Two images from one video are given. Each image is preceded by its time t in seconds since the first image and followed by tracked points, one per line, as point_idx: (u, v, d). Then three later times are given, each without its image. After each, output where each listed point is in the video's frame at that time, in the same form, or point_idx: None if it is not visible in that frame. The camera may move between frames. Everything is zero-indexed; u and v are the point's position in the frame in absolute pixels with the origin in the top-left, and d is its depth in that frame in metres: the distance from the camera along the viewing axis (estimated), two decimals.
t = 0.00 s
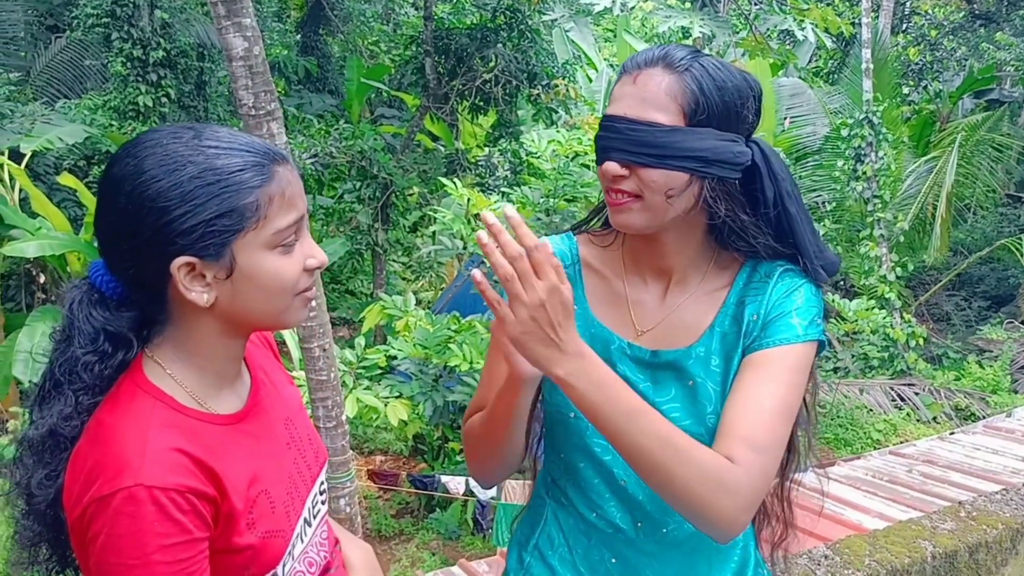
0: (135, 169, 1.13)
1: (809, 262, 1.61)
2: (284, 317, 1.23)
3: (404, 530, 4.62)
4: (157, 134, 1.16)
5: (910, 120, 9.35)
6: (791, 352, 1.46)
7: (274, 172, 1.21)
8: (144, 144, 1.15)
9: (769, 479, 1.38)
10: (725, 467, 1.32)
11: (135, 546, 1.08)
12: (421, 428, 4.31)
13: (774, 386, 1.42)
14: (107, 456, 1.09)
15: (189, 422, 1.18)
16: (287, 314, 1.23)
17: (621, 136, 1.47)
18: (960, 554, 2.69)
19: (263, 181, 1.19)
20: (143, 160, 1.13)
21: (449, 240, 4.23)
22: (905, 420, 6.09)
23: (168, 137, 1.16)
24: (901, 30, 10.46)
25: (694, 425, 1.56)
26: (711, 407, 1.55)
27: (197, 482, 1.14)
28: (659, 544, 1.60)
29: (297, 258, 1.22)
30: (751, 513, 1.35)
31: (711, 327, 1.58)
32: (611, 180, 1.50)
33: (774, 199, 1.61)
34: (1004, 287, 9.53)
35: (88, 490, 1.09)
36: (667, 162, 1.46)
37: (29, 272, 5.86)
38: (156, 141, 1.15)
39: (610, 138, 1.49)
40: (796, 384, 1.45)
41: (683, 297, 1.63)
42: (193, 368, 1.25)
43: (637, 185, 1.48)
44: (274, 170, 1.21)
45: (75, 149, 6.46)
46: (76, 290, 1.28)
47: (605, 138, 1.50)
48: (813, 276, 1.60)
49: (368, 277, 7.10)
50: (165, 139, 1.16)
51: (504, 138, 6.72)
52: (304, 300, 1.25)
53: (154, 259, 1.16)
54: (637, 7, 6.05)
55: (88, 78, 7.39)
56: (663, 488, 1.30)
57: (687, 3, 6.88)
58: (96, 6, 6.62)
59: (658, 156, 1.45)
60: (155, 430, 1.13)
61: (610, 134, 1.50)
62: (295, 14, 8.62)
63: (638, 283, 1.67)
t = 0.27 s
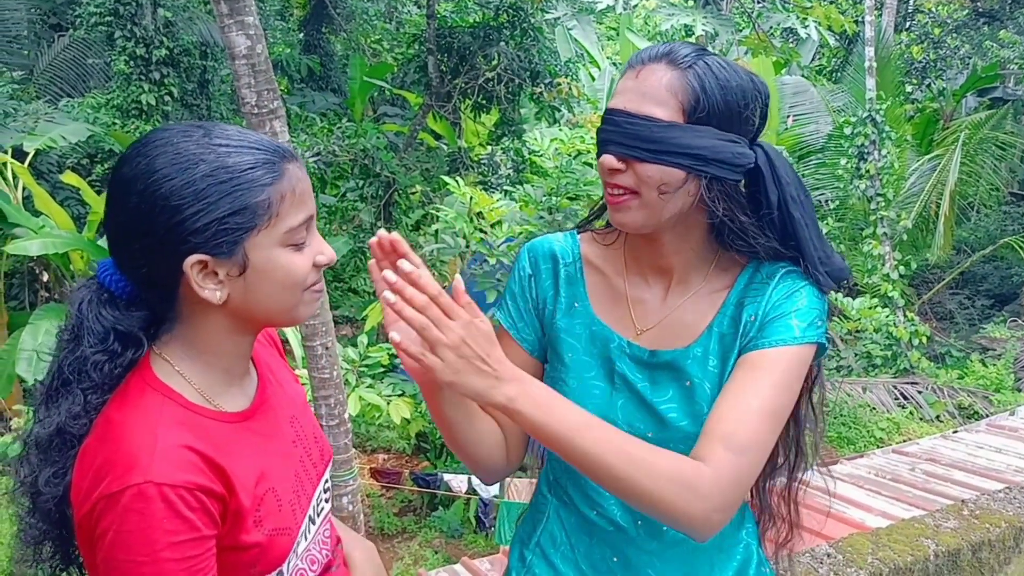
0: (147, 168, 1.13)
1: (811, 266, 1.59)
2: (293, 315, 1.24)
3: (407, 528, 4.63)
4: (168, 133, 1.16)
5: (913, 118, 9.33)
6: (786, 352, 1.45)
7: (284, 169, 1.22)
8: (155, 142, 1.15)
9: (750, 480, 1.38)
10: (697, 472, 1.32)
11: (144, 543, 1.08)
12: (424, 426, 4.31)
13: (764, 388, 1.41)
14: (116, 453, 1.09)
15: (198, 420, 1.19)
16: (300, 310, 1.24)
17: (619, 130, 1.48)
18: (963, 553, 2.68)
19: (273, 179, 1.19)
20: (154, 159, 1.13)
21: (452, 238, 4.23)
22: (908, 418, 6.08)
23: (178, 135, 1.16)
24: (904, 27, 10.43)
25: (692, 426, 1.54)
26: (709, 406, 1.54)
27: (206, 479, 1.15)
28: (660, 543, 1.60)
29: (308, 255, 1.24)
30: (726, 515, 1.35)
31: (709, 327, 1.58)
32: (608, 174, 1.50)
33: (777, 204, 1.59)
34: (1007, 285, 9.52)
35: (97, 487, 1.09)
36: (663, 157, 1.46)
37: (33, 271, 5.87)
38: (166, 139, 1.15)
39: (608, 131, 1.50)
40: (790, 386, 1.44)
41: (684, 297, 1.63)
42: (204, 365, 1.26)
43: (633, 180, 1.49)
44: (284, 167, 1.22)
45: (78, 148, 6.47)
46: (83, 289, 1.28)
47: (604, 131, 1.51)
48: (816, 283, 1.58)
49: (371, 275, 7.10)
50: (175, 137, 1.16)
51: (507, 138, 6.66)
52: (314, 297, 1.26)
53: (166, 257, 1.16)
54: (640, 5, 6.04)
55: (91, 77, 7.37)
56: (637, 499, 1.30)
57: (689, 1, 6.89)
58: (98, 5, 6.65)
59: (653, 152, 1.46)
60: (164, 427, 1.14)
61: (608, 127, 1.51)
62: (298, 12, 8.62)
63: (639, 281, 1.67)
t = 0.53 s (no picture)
0: (176, 178, 1.14)
1: (815, 266, 1.58)
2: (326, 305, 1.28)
3: (409, 526, 4.63)
4: (192, 141, 1.17)
5: (915, 116, 9.32)
6: (789, 352, 1.45)
7: (307, 164, 1.24)
8: (181, 150, 1.16)
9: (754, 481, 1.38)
10: (701, 474, 1.33)
11: (197, 536, 1.10)
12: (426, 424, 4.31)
13: (766, 388, 1.41)
14: (175, 444, 1.12)
15: (244, 418, 1.22)
16: (338, 299, 1.28)
17: (619, 127, 1.48)
18: (964, 551, 2.68)
19: (300, 175, 1.22)
20: (183, 168, 1.15)
21: (454, 236, 4.23)
22: (910, 416, 6.08)
23: (202, 142, 1.17)
24: (907, 25, 10.40)
25: (694, 426, 1.55)
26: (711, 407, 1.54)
27: (255, 477, 1.18)
28: (662, 542, 1.60)
29: (341, 245, 1.27)
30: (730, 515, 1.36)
31: (710, 328, 1.58)
32: (609, 170, 1.51)
33: (779, 203, 1.58)
34: (1009, 283, 9.51)
35: (147, 479, 1.11)
36: (665, 155, 1.45)
37: (34, 269, 5.87)
38: (192, 146, 1.16)
39: (608, 128, 1.50)
40: (791, 385, 1.43)
41: (686, 297, 1.63)
42: (242, 363, 1.28)
43: (635, 176, 1.49)
44: (307, 163, 1.24)
45: (80, 146, 6.48)
46: (116, 305, 1.29)
47: (604, 128, 1.51)
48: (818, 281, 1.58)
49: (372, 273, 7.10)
50: (199, 144, 1.17)
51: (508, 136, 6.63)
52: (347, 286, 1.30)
53: (208, 263, 1.18)
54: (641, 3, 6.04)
55: (93, 75, 7.32)
56: (641, 500, 1.31)
57: None
58: (100, 4, 6.70)
59: (654, 149, 1.45)
60: (217, 422, 1.16)
61: (608, 124, 1.51)
62: (299, 10, 8.61)
63: (640, 281, 1.67)
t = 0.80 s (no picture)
0: (245, 180, 1.18)
1: (817, 268, 1.58)
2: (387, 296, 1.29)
3: (410, 526, 4.62)
4: (257, 144, 1.20)
5: (916, 115, 9.30)
6: (793, 357, 1.45)
7: (368, 164, 1.28)
8: (251, 151, 1.20)
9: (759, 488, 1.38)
10: (711, 478, 1.33)
11: (282, 517, 1.10)
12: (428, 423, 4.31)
13: (773, 393, 1.41)
14: (255, 428, 1.12)
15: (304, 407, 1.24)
16: (397, 296, 1.30)
17: (625, 128, 1.49)
18: (965, 550, 2.68)
19: (363, 176, 1.26)
20: (253, 170, 1.18)
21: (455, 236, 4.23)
22: (912, 415, 6.07)
23: (270, 144, 1.21)
24: (908, 24, 10.39)
25: (696, 429, 1.55)
26: (713, 410, 1.54)
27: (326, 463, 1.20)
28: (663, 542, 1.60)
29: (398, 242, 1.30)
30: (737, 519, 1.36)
31: (713, 330, 1.58)
32: (614, 171, 1.51)
33: (782, 205, 1.60)
34: (1012, 282, 9.50)
35: (226, 465, 1.11)
36: (670, 156, 1.45)
37: (36, 269, 5.88)
38: (262, 148, 1.20)
39: (614, 129, 1.50)
40: (796, 390, 1.44)
41: (688, 297, 1.63)
42: (301, 357, 1.31)
43: (641, 177, 1.49)
44: (367, 163, 1.28)
45: (81, 146, 6.49)
46: (174, 306, 1.32)
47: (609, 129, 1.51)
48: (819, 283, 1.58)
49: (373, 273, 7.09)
50: (266, 146, 1.20)
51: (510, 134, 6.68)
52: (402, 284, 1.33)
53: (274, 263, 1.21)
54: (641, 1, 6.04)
55: (95, 75, 7.33)
56: (649, 501, 1.32)
57: None
58: (102, 4, 6.70)
59: (660, 151, 1.45)
60: (290, 410, 1.18)
61: (614, 125, 1.51)
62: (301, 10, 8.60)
63: (643, 282, 1.67)
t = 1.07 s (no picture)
0: (281, 183, 1.18)
1: (818, 262, 1.59)
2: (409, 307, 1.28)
3: (411, 526, 4.61)
4: (292, 149, 1.21)
5: (918, 114, 9.29)
6: (797, 352, 1.45)
7: (401, 171, 1.28)
8: (287, 156, 1.20)
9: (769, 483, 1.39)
10: (723, 474, 1.33)
11: (325, 512, 1.09)
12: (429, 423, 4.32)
13: (778, 388, 1.41)
14: (286, 426, 1.12)
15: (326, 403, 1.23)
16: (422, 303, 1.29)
17: (628, 127, 1.47)
18: (967, 550, 2.67)
19: (399, 182, 1.26)
20: (293, 175, 1.18)
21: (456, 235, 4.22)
22: (914, 415, 6.06)
23: (306, 149, 1.21)
24: (909, 22, 10.37)
25: (700, 427, 1.56)
26: (716, 407, 1.55)
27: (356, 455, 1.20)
28: (667, 543, 1.60)
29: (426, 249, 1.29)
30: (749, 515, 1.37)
31: (716, 328, 1.58)
32: (618, 171, 1.50)
33: (784, 204, 1.59)
34: (1013, 281, 9.49)
35: (262, 467, 1.10)
36: (676, 156, 1.44)
37: (37, 269, 5.87)
38: (301, 153, 1.21)
39: (617, 129, 1.49)
40: (801, 385, 1.44)
41: (691, 296, 1.63)
42: (323, 364, 1.31)
43: (646, 177, 1.48)
44: (401, 170, 1.28)
45: (82, 146, 6.49)
46: (200, 307, 1.33)
47: (612, 129, 1.50)
48: (819, 275, 1.58)
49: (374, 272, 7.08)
50: (300, 151, 1.21)
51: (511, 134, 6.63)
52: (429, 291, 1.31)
53: (307, 268, 1.20)
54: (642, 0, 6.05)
55: (96, 75, 7.32)
56: (663, 496, 1.31)
57: None
58: (102, 3, 6.69)
59: (664, 151, 1.44)
60: (314, 405, 1.18)
61: (616, 125, 1.50)
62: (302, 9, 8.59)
63: (644, 282, 1.66)
